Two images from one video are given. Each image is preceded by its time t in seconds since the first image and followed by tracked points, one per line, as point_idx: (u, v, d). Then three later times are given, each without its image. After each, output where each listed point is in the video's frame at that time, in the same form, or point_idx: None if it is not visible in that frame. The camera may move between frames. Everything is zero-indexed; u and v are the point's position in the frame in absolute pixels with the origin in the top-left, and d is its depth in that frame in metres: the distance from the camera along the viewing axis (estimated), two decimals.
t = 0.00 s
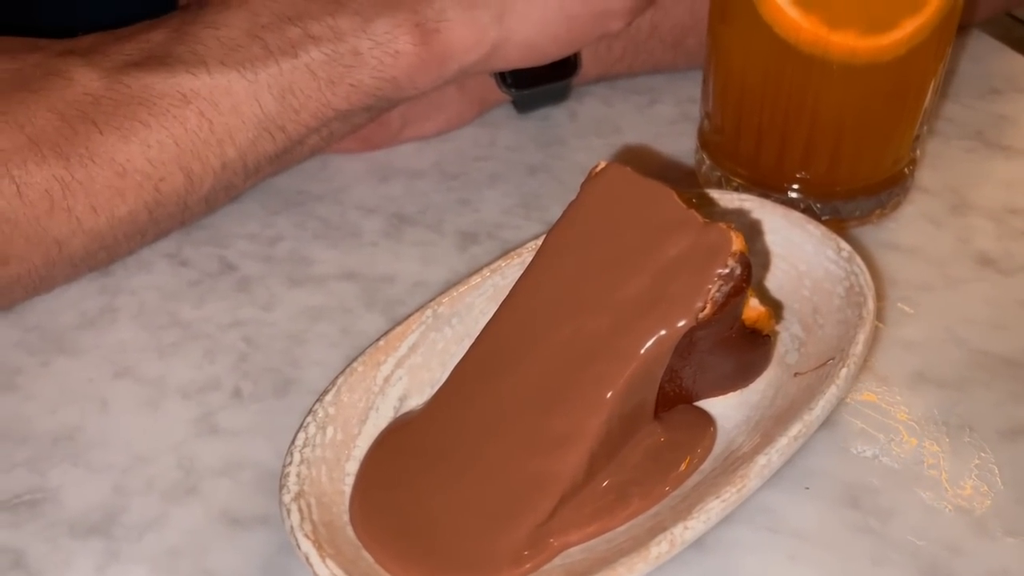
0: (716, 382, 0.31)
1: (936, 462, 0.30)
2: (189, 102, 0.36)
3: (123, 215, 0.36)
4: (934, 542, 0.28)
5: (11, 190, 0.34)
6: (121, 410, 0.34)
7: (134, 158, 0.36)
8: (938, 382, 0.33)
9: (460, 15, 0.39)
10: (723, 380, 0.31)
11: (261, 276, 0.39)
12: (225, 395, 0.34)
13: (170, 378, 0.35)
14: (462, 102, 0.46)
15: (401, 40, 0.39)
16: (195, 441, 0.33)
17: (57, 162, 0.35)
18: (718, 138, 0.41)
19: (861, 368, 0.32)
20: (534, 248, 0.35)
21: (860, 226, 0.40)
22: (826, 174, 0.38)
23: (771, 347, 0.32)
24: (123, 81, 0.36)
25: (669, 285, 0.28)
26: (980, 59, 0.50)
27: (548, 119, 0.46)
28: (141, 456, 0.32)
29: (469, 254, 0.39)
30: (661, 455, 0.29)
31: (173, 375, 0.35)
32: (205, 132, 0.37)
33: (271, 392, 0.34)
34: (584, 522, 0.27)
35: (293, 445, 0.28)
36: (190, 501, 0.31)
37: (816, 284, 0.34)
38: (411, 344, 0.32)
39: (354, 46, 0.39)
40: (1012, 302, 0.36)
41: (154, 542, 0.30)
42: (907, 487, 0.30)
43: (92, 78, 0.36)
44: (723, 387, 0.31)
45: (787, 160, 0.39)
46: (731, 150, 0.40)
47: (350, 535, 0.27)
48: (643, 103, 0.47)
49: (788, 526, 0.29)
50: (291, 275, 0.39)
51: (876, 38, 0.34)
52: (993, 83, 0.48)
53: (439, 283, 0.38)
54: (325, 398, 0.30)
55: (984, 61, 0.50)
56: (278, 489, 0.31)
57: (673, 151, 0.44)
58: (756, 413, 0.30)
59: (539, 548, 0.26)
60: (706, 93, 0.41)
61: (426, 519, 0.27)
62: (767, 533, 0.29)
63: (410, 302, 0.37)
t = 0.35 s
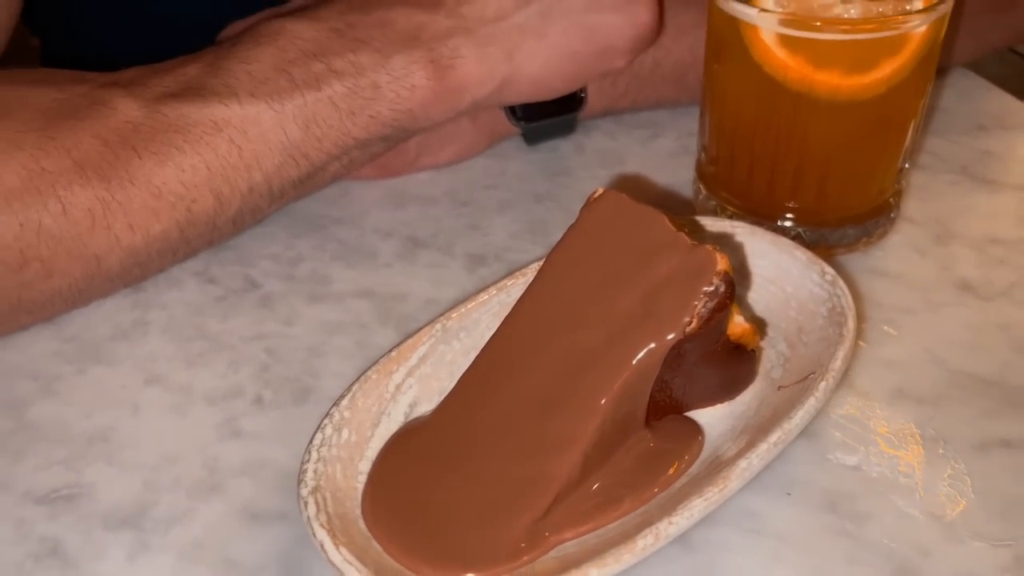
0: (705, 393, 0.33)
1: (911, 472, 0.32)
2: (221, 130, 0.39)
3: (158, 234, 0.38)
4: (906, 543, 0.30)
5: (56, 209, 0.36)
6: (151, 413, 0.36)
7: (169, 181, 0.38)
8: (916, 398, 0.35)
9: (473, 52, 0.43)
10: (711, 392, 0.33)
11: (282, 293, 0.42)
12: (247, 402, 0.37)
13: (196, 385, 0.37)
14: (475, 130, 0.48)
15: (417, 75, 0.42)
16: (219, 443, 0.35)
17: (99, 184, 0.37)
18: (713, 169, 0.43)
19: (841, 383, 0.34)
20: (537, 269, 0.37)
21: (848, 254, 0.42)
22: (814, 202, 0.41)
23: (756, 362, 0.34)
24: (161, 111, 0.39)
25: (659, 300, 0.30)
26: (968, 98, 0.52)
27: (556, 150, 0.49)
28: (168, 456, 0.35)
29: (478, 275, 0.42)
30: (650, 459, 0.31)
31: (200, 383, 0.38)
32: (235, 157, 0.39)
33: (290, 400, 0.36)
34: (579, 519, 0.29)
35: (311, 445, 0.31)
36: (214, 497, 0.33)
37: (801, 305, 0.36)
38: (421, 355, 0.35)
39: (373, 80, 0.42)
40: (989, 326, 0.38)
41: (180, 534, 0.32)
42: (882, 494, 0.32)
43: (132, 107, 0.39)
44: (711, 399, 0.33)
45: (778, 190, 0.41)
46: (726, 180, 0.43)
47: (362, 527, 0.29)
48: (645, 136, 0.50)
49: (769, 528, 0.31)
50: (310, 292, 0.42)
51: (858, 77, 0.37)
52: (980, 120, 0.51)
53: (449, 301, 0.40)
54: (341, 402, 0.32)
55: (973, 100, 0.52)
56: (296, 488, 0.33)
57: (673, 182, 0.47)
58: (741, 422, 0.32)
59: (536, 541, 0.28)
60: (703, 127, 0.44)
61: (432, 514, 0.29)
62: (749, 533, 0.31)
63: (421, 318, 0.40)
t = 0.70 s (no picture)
0: (674, 392, 0.40)
1: (843, 462, 0.39)
2: (280, 172, 0.47)
3: (223, 257, 0.46)
4: (834, 517, 0.36)
5: (146, 233, 0.44)
6: (212, 404, 0.44)
7: (235, 214, 0.46)
8: (854, 404, 0.42)
9: (490, 114, 0.51)
10: (677, 392, 0.40)
11: (323, 311, 0.49)
12: (293, 397, 0.44)
13: (250, 382, 0.45)
14: (491, 180, 0.56)
15: (444, 133, 0.50)
16: (269, 428, 0.42)
17: (180, 214, 0.45)
18: (692, 214, 0.51)
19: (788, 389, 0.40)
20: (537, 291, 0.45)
21: (807, 288, 0.49)
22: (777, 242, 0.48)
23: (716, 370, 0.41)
24: (232, 156, 0.47)
25: (632, 313, 0.37)
26: (923, 159, 0.59)
27: (560, 198, 0.57)
28: (227, 437, 0.42)
29: (489, 299, 0.49)
30: (624, 444, 0.38)
31: (253, 380, 0.45)
32: (290, 196, 0.47)
33: (328, 396, 0.44)
34: (563, 486, 0.36)
35: (348, 423, 0.38)
36: (264, 470, 0.40)
37: (758, 325, 0.43)
38: (439, 357, 0.42)
39: (407, 135, 0.49)
40: (921, 348, 0.45)
41: (236, 497, 0.39)
42: (818, 479, 0.38)
43: (209, 153, 0.47)
44: (678, 397, 0.40)
45: (745, 232, 0.48)
46: (702, 223, 0.50)
47: (387, 489, 0.36)
48: (639, 187, 0.57)
49: (721, 502, 0.37)
50: (346, 311, 0.49)
51: (807, 138, 0.44)
52: (934, 179, 0.57)
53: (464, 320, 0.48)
54: (373, 391, 0.39)
55: (930, 161, 0.59)
56: (332, 464, 0.40)
57: (660, 226, 0.54)
58: (701, 417, 0.39)
59: (527, 502, 0.35)
60: (684, 179, 0.52)
61: (443, 481, 0.36)
62: (704, 506, 0.37)
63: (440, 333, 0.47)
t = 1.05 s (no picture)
0: (697, 370, 0.47)
1: (841, 432, 0.46)
2: (369, 188, 0.56)
3: (319, 256, 0.55)
4: (831, 470, 0.43)
5: (258, 234, 0.53)
6: (307, 375, 0.52)
7: (332, 221, 0.55)
8: (851, 388, 0.49)
9: (543, 146, 0.61)
10: (701, 369, 0.47)
11: (397, 309, 0.57)
12: (375, 371, 0.52)
13: (337, 360, 0.53)
14: (541, 208, 0.64)
15: (505, 160, 0.60)
16: (356, 394, 0.50)
17: (287, 219, 0.54)
18: (714, 234, 0.59)
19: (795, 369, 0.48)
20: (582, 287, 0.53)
21: (816, 300, 0.56)
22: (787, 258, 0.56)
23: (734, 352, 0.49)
24: (329, 173, 0.56)
25: (663, 297, 0.45)
26: (914, 201, 0.66)
27: (600, 226, 0.65)
28: (321, 400, 0.50)
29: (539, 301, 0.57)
30: (655, 407, 0.45)
31: (339, 359, 0.53)
32: (376, 207, 0.56)
33: (405, 371, 0.51)
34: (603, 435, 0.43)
35: (428, 382, 0.46)
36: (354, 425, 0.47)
37: (770, 320, 0.51)
38: (499, 337, 0.50)
39: (475, 161, 0.59)
40: (911, 348, 0.52)
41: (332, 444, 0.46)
42: (819, 443, 0.45)
43: (311, 170, 0.56)
44: (702, 373, 0.47)
45: (760, 248, 0.57)
46: (723, 241, 0.59)
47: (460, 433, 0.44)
48: (669, 219, 0.66)
49: (736, 457, 0.44)
50: (417, 309, 0.57)
51: (812, 167, 0.53)
52: (926, 218, 0.64)
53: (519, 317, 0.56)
54: (446, 361, 0.48)
55: (923, 203, 0.66)
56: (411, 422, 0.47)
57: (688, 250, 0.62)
58: (719, 389, 0.47)
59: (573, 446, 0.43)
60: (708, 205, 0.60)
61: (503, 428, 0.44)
62: (722, 459, 0.44)
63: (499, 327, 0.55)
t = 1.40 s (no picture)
0: (706, 416, 0.54)
1: (829, 473, 0.53)
2: (427, 254, 0.67)
3: (382, 310, 0.65)
4: (818, 503, 0.51)
5: (334, 288, 0.65)
6: (368, 411, 0.60)
7: (394, 280, 0.66)
8: (840, 438, 0.56)
9: (577, 225, 0.70)
10: (710, 415, 0.54)
11: (445, 360, 0.66)
12: (427, 410, 0.59)
13: (392, 399, 0.61)
14: (574, 280, 0.73)
15: (543, 235, 0.69)
16: (411, 428, 0.58)
17: (358, 277, 0.66)
18: (725, 304, 0.68)
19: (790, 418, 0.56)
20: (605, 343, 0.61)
21: (814, 365, 0.64)
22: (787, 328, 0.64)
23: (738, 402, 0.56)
24: (396, 240, 0.68)
25: (678, 350, 0.54)
26: (902, 284, 0.74)
27: (624, 297, 0.73)
28: (381, 432, 0.57)
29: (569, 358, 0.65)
30: (670, 444, 0.53)
31: (395, 399, 0.61)
32: (432, 271, 0.67)
33: (452, 411, 0.59)
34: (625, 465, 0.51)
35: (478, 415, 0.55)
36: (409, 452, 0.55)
37: (771, 377, 0.58)
38: (536, 382, 0.58)
39: (517, 235, 0.69)
40: (896, 409, 0.59)
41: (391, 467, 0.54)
42: (809, 481, 0.52)
43: (380, 237, 0.68)
44: (710, 419, 0.55)
45: (765, 317, 0.65)
46: (733, 310, 0.67)
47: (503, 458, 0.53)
48: (685, 292, 0.74)
49: (738, 489, 0.52)
50: (462, 361, 0.65)
51: (808, 249, 0.62)
52: (913, 299, 0.72)
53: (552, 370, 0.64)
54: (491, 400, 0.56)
55: (912, 285, 0.74)
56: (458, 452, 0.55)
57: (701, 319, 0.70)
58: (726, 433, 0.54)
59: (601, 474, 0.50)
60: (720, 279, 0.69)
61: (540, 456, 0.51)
62: (726, 491, 0.52)
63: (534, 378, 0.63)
